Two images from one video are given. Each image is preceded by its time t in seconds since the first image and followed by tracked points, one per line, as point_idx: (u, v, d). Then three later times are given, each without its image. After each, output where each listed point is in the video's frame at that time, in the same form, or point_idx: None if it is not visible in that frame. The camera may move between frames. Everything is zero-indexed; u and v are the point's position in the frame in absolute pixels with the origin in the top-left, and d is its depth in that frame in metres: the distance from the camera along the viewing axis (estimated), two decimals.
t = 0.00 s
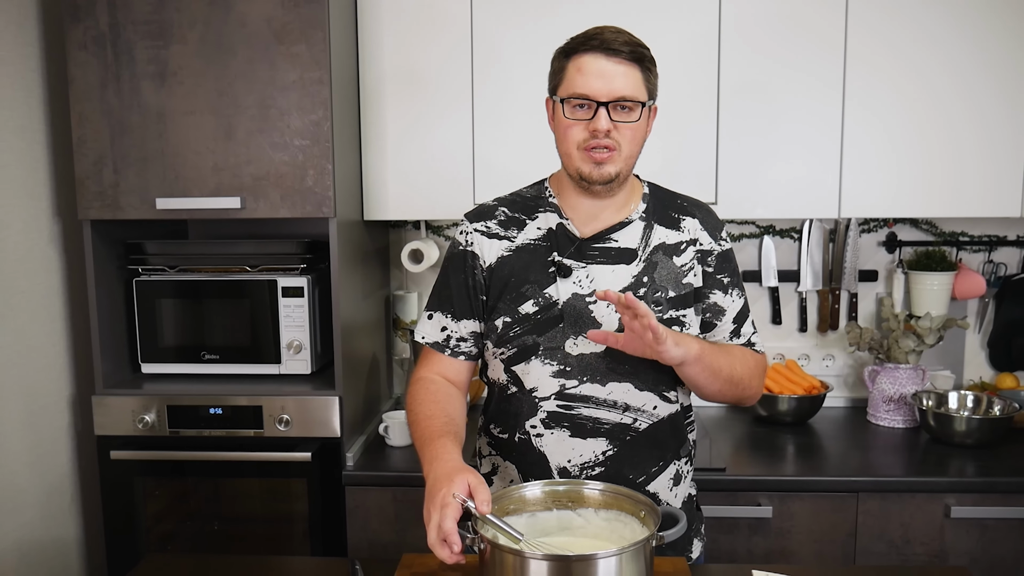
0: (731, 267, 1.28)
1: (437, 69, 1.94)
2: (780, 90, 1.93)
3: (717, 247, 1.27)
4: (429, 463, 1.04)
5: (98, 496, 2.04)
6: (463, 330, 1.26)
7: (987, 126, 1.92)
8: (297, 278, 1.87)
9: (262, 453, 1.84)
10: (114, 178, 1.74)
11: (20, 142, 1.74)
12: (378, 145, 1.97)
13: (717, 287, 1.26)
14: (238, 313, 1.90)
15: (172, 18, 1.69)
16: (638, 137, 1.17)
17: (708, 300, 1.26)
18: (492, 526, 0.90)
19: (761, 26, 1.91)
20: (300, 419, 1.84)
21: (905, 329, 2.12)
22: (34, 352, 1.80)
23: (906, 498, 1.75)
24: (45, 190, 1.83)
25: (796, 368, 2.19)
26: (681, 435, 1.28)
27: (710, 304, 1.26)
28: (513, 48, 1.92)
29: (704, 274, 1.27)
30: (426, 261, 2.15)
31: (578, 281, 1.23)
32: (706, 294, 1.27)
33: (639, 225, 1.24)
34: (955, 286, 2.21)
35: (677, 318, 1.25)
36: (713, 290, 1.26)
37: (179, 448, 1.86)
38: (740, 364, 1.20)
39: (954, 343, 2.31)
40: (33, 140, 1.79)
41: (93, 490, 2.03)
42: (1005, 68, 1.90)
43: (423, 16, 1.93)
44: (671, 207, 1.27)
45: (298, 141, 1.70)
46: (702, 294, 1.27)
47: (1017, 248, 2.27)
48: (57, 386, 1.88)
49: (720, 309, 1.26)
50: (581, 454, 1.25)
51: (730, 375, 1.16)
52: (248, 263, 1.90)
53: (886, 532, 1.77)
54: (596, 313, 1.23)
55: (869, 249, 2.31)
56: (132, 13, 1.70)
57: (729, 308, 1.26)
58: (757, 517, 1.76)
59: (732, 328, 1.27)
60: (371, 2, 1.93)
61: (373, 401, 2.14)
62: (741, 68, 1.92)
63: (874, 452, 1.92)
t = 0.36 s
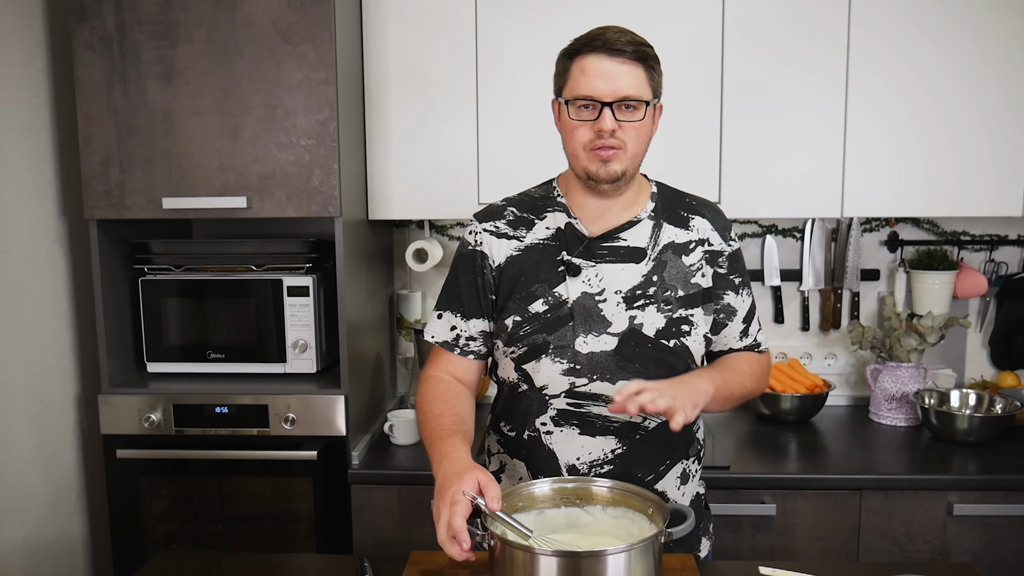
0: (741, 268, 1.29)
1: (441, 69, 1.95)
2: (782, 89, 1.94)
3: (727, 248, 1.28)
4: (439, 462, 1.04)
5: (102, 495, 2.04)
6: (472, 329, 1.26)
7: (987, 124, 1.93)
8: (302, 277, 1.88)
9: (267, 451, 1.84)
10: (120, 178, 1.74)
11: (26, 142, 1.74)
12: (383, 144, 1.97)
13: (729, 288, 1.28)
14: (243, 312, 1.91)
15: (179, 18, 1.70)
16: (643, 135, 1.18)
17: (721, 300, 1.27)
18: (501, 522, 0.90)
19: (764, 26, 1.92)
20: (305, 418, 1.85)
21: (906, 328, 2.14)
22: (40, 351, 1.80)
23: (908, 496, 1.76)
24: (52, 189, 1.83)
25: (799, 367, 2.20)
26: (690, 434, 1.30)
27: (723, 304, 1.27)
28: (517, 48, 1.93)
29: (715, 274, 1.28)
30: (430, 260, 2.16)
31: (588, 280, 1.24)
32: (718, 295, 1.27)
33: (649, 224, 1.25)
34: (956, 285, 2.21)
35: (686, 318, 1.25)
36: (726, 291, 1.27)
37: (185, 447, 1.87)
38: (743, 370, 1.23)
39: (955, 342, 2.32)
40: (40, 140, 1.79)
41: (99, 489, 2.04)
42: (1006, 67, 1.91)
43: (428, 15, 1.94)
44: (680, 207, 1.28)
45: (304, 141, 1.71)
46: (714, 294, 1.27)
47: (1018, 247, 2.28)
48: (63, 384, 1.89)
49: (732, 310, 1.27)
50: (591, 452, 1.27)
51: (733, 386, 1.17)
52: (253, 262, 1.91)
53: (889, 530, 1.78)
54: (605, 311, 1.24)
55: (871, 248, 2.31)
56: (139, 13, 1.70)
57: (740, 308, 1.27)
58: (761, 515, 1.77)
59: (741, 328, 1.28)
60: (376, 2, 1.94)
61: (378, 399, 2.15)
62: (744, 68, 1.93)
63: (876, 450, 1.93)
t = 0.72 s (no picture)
0: (762, 262, 1.29)
1: (443, 68, 1.95)
2: (779, 88, 1.95)
3: (749, 243, 1.28)
4: (451, 454, 1.07)
5: (105, 494, 2.04)
6: (495, 327, 1.28)
7: (987, 123, 1.94)
8: (306, 276, 1.89)
9: (269, 450, 1.85)
10: (124, 177, 1.75)
11: (30, 142, 1.75)
12: (385, 144, 1.98)
13: (750, 281, 1.27)
14: (246, 311, 1.91)
15: (182, 18, 1.70)
16: (671, 132, 1.19)
17: (741, 294, 1.27)
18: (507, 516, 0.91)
19: (765, 26, 1.92)
20: (308, 416, 1.86)
21: (906, 327, 2.15)
22: (44, 350, 1.81)
23: (909, 493, 1.77)
24: (54, 189, 1.84)
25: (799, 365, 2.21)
26: (713, 431, 1.30)
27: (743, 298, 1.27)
28: (523, 48, 1.94)
29: (737, 268, 1.27)
30: (432, 258, 2.17)
31: (612, 277, 1.25)
32: (739, 288, 1.27)
33: (672, 221, 1.25)
34: (955, 284, 2.22)
35: (710, 312, 1.26)
36: (747, 285, 1.27)
37: (187, 445, 1.87)
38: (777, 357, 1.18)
39: (955, 340, 2.33)
40: (43, 139, 1.80)
41: (102, 489, 2.04)
42: (1005, 67, 1.92)
43: (431, 15, 1.94)
44: (702, 205, 1.28)
45: (307, 141, 1.72)
46: (735, 288, 1.27)
47: (1017, 246, 2.29)
48: (66, 383, 1.89)
49: (753, 304, 1.27)
50: (614, 447, 1.27)
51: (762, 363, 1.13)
52: (256, 261, 1.91)
53: (890, 527, 1.79)
54: (629, 307, 1.25)
55: (871, 247, 2.32)
56: (142, 13, 1.71)
57: (761, 302, 1.27)
58: (762, 512, 1.78)
59: (764, 323, 1.27)
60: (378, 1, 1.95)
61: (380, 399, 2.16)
62: (743, 67, 1.94)
63: (876, 447, 1.94)
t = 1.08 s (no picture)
0: (798, 265, 1.28)
1: (444, 67, 1.95)
2: (777, 87, 1.95)
3: (784, 245, 1.27)
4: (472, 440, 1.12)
5: (105, 493, 2.04)
6: (524, 323, 1.33)
7: (986, 120, 1.94)
8: (308, 275, 1.89)
9: (269, 448, 1.85)
10: (126, 175, 1.75)
11: (31, 140, 1.75)
12: (387, 143, 1.98)
13: (785, 284, 1.26)
14: (246, 310, 1.91)
15: (183, 16, 1.70)
16: (701, 132, 1.20)
17: (776, 296, 1.26)
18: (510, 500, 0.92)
19: (768, 26, 1.93)
20: (311, 415, 1.86)
21: (906, 325, 2.17)
22: (44, 349, 1.80)
23: (909, 490, 1.78)
24: (55, 187, 1.83)
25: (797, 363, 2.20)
26: (746, 431, 1.30)
27: (779, 301, 1.26)
28: (520, 48, 1.94)
29: (771, 270, 1.27)
30: (432, 257, 2.17)
31: (644, 274, 1.26)
32: (774, 290, 1.26)
33: (706, 220, 1.26)
34: (955, 282, 2.23)
35: (742, 312, 1.26)
36: (781, 288, 1.26)
37: (187, 444, 1.87)
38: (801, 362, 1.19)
39: (953, 339, 2.34)
40: (43, 138, 1.79)
41: (103, 487, 2.04)
42: (1004, 64, 1.93)
43: (432, 15, 1.94)
44: (738, 205, 1.28)
45: (309, 139, 1.72)
46: (770, 290, 1.26)
47: (1016, 245, 2.30)
48: (66, 382, 1.89)
49: (788, 307, 1.25)
50: (644, 443, 1.27)
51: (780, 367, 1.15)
52: (258, 259, 1.91)
53: (890, 524, 1.79)
54: (661, 304, 1.26)
55: (870, 245, 2.33)
56: (143, 11, 1.71)
57: (797, 305, 1.26)
58: (764, 510, 1.79)
59: (797, 326, 1.26)
60: None
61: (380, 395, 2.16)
62: (741, 64, 1.95)
63: (875, 445, 1.95)
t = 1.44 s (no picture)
0: (802, 269, 1.30)
1: (444, 67, 1.96)
2: (777, 86, 1.96)
3: (790, 249, 1.30)
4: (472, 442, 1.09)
5: (106, 493, 2.04)
6: (528, 317, 1.30)
7: (986, 119, 1.95)
8: (309, 274, 1.89)
9: (270, 447, 1.85)
10: (126, 175, 1.75)
11: (32, 140, 1.75)
12: (387, 142, 1.98)
13: (791, 288, 1.29)
14: (246, 309, 1.91)
15: (184, 16, 1.70)
16: (713, 133, 1.21)
17: (783, 300, 1.28)
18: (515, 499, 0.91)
19: (770, 27, 1.94)
20: (313, 414, 1.86)
21: (904, 323, 2.18)
22: (45, 349, 1.80)
23: (908, 488, 1.79)
24: (56, 186, 1.83)
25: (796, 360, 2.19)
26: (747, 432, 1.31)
27: (784, 304, 1.29)
28: (522, 48, 1.94)
29: (777, 274, 1.29)
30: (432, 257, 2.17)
31: (650, 273, 1.27)
32: (780, 294, 1.29)
33: (713, 221, 1.27)
34: (953, 280, 2.24)
35: (746, 313, 1.27)
36: (787, 291, 1.29)
37: (187, 443, 1.87)
38: (805, 372, 1.25)
39: (951, 337, 2.35)
40: (44, 137, 1.79)
41: (103, 487, 2.04)
42: (1003, 64, 1.94)
43: (433, 14, 1.95)
44: (744, 207, 1.30)
45: (310, 138, 1.72)
46: (776, 293, 1.29)
47: (1013, 244, 2.31)
48: (67, 382, 1.89)
49: (794, 310, 1.28)
50: (646, 440, 1.29)
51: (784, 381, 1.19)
52: (258, 259, 1.91)
53: (889, 521, 1.80)
54: (667, 303, 1.26)
55: (868, 244, 2.34)
56: (143, 11, 1.71)
57: (801, 309, 1.29)
58: (764, 507, 1.80)
59: (801, 329, 1.29)
60: None
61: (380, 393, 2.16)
62: (740, 63, 1.95)
63: (873, 443, 1.96)
